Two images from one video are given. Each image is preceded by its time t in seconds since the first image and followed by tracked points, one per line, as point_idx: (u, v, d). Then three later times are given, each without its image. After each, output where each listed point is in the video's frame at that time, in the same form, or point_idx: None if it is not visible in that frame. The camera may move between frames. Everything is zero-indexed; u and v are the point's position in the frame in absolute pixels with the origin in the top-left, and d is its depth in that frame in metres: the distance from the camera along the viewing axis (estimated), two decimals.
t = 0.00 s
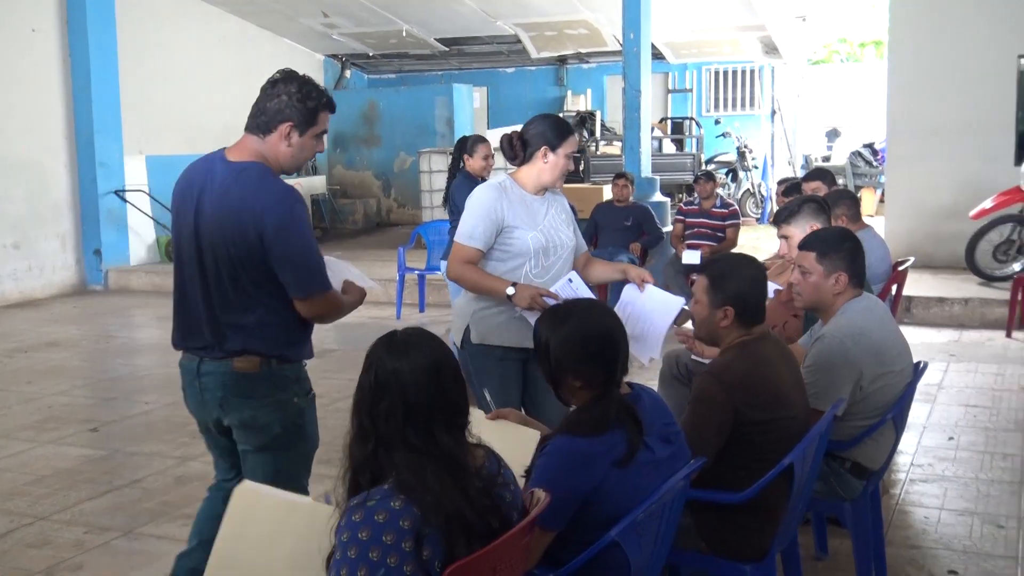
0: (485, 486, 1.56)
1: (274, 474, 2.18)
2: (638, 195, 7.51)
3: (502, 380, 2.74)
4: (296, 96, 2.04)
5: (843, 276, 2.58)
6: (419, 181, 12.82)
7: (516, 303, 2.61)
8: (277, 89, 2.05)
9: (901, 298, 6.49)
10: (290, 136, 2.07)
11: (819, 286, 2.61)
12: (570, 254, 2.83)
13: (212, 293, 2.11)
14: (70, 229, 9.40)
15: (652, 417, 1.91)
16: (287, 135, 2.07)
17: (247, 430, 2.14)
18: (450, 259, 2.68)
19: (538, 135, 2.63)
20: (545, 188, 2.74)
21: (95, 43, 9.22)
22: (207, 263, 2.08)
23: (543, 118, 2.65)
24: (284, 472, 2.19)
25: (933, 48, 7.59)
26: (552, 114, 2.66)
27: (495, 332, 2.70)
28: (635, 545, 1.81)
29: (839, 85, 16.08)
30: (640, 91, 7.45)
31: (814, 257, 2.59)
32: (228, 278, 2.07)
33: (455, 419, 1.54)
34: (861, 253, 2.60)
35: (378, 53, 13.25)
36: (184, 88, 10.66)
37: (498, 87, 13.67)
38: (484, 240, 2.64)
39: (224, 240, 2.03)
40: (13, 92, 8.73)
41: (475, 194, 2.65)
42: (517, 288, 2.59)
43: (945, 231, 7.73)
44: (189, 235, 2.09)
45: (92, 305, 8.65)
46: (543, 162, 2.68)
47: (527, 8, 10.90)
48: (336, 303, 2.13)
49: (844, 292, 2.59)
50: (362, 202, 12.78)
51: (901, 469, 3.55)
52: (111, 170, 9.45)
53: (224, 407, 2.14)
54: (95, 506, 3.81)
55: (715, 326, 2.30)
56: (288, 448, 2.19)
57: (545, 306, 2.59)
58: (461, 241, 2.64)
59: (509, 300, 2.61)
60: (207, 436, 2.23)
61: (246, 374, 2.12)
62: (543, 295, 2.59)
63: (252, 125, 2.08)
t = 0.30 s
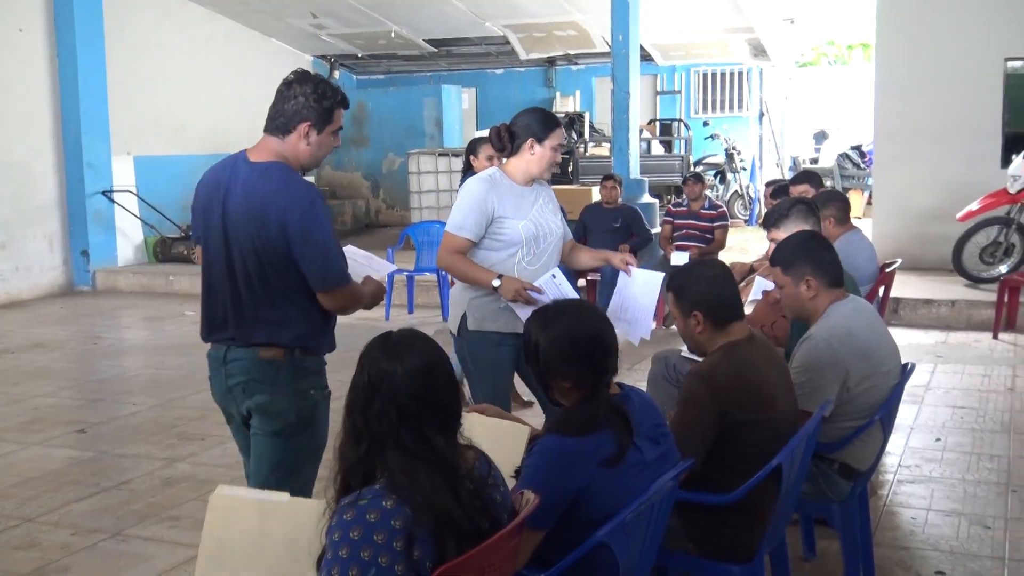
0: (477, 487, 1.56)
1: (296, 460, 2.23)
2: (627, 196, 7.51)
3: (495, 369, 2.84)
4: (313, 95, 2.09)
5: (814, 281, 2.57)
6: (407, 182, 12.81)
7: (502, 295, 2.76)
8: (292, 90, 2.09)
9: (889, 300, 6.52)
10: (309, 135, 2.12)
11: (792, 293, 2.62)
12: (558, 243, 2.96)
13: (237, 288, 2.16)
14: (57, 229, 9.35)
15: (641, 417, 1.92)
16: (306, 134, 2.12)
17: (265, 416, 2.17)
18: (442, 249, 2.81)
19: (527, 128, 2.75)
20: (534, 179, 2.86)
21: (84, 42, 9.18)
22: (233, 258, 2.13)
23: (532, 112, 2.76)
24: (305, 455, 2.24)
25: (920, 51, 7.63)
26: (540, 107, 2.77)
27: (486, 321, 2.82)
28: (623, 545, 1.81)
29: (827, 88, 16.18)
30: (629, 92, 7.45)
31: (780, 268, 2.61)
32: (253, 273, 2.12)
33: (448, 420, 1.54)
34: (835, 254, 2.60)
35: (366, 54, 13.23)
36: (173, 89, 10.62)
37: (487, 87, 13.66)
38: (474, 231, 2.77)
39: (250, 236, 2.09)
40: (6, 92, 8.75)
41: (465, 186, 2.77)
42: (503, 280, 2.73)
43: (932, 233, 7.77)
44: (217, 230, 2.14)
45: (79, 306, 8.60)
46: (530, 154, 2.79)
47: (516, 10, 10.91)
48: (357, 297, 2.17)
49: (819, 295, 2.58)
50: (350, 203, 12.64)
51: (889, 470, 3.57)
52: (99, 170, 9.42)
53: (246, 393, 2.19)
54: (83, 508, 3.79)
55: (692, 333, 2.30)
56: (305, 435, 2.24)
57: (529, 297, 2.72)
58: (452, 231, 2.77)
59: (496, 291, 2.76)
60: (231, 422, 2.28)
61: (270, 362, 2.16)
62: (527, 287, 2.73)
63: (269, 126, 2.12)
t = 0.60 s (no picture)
0: (466, 487, 1.56)
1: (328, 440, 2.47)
2: (620, 197, 7.50)
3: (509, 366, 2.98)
4: (327, 96, 2.32)
5: (794, 283, 2.58)
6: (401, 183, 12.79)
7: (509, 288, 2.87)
8: (305, 93, 2.32)
9: (882, 301, 6.53)
10: (324, 133, 2.36)
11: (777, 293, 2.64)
12: (573, 241, 3.10)
13: (259, 280, 2.39)
14: (50, 232, 9.33)
15: (633, 419, 1.91)
16: (321, 133, 2.36)
17: (295, 407, 2.41)
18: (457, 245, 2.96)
19: (542, 130, 2.90)
20: (548, 180, 3.01)
21: (77, 43, 9.17)
22: (254, 252, 2.37)
23: (548, 116, 2.92)
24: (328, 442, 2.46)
25: (913, 52, 7.64)
26: (553, 109, 2.93)
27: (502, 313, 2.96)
28: (618, 547, 1.81)
29: (820, 89, 16.22)
30: (622, 93, 7.44)
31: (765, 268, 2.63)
32: (273, 267, 2.36)
33: (435, 420, 1.54)
34: (823, 253, 2.58)
35: (359, 56, 13.22)
36: (166, 91, 10.61)
37: (481, 89, 13.66)
38: (488, 229, 2.92)
39: (270, 232, 2.33)
40: (6, 91, 8.80)
41: (481, 185, 2.93)
42: (509, 274, 2.84)
43: (925, 232, 7.78)
44: (239, 226, 2.38)
45: (73, 309, 8.57)
46: (543, 154, 2.94)
47: (509, 11, 10.91)
48: (365, 289, 2.38)
49: (798, 294, 2.59)
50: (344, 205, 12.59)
51: (882, 471, 3.57)
52: (91, 172, 9.39)
53: (273, 386, 2.41)
54: (76, 511, 3.78)
55: (672, 335, 2.34)
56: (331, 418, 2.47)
57: (532, 291, 2.83)
58: (467, 228, 2.92)
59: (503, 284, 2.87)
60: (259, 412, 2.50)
61: (292, 356, 2.39)
62: (532, 282, 2.83)
63: (286, 127, 2.35)
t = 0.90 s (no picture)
0: (462, 489, 1.55)
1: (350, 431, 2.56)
2: (614, 199, 7.49)
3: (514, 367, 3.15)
4: (340, 98, 2.43)
5: (785, 280, 2.59)
6: (395, 186, 12.81)
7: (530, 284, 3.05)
8: (315, 93, 2.42)
9: (875, 301, 6.54)
10: (339, 131, 2.47)
11: (769, 289, 2.65)
12: (584, 236, 3.25)
13: (277, 276, 2.49)
14: (44, 237, 9.31)
15: (627, 423, 1.92)
16: (336, 132, 2.47)
17: (321, 397, 2.51)
18: (475, 245, 3.12)
19: (552, 132, 3.03)
20: (558, 179, 3.15)
21: (70, 47, 9.15)
22: (270, 250, 2.47)
23: (557, 117, 3.04)
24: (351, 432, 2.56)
25: (906, 53, 7.66)
26: (562, 111, 3.06)
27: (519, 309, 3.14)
28: (613, 550, 1.81)
29: (813, 90, 16.24)
30: (616, 95, 7.45)
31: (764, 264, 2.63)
32: (288, 263, 2.46)
33: (430, 422, 1.54)
34: (819, 251, 2.58)
35: (353, 59, 13.21)
36: (159, 95, 10.59)
37: (474, 92, 13.67)
38: (503, 227, 3.06)
39: (283, 229, 2.43)
40: None
41: (495, 186, 3.06)
42: (532, 271, 3.03)
43: (919, 232, 7.79)
44: (255, 224, 2.49)
45: (67, 314, 8.55)
46: (553, 154, 3.08)
47: (503, 13, 10.92)
48: (380, 279, 2.51)
49: (790, 292, 2.59)
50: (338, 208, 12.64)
51: (877, 471, 3.57)
52: (85, 176, 9.38)
53: (297, 377, 2.52)
54: (72, 516, 3.77)
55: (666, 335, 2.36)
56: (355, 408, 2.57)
57: (555, 286, 3.02)
58: (484, 228, 3.07)
59: (525, 281, 3.06)
60: (280, 402, 2.59)
61: (317, 347, 2.51)
62: (554, 277, 3.03)
63: (300, 127, 2.45)
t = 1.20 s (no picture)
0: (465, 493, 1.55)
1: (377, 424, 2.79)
2: (607, 199, 7.48)
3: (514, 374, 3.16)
4: (358, 99, 2.61)
5: (779, 277, 2.59)
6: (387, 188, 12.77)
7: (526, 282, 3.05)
8: (334, 96, 2.60)
9: (869, 298, 6.54)
10: (360, 131, 2.66)
11: (764, 285, 2.65)
12: (584, 236, 3.24)
13: (311, 276, 2.71)
14: (36, 242, 9.28)
15: (621, 424, 1.92)
16: (358, 132, 2.66)
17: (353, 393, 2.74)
18: (473, 244, 3.12)
19: (550, 132, 3.03)
20: (557, 180, 3.14)
21: (61, 52, 9.13)
22: (305, 249, 2.69)
23: (556, 118, 3.04)
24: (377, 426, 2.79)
25: (897, 51, 7.68)
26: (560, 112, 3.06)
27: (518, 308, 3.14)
28: (609, 551, 1.81)
29: (805, 88, 16.26)
30: (608, 95, 7.45)
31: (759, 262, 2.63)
32: (325, 261, 2.68)
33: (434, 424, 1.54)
34: (815, 249, 2.57)
35: (345, 61, 13.18)
36: (150, 99, 10.56)
37: (466, 93, 13.66)
38: (500, 226, 3.07)
39: (318, 229, 2.65)
40: None
41: (493, 185, 3.07)
42: (527, 269, 3.03)
43: (912, 230, 7.81)
44: (288, 228, 2.71)
45: (60, 319, 8.52)
46: (551, 154, 3.08)
47: (493, 14, 10.91)
48: (415, 269, 2.74)
49: (784, 289, 2.59)
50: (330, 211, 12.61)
51: (871, 468, 3.58)
52: (77, 181, 9.36)
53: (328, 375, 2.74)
54: (66, 521, 3.75)
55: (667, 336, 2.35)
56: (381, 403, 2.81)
57: (550, 283, 3.02)
58: (481, 227, 3.07)
59: (521, 279, 3.06)
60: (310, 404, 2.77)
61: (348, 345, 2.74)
62: (550, 275, 3.03)
63: (324, 129, 2.64)
